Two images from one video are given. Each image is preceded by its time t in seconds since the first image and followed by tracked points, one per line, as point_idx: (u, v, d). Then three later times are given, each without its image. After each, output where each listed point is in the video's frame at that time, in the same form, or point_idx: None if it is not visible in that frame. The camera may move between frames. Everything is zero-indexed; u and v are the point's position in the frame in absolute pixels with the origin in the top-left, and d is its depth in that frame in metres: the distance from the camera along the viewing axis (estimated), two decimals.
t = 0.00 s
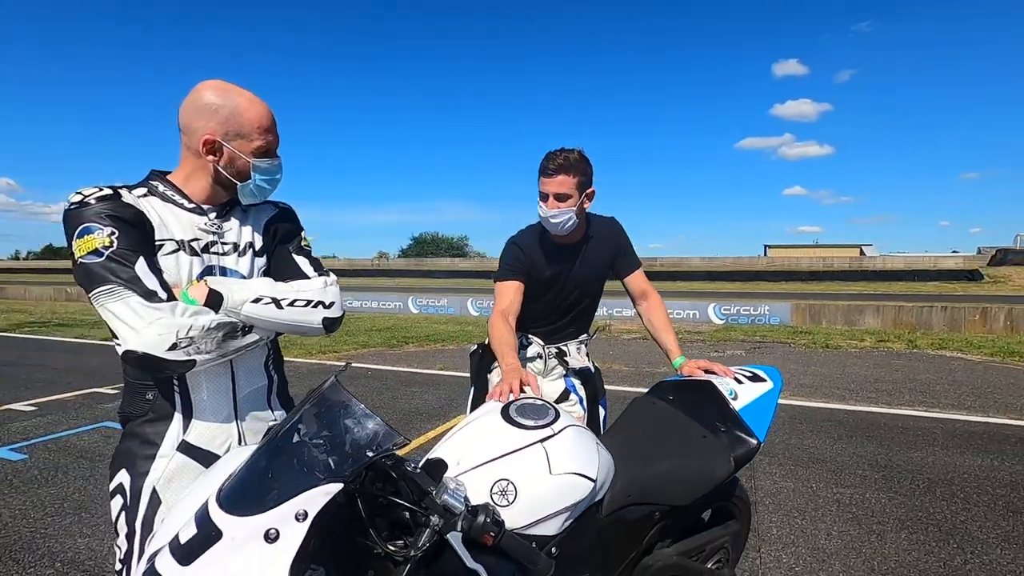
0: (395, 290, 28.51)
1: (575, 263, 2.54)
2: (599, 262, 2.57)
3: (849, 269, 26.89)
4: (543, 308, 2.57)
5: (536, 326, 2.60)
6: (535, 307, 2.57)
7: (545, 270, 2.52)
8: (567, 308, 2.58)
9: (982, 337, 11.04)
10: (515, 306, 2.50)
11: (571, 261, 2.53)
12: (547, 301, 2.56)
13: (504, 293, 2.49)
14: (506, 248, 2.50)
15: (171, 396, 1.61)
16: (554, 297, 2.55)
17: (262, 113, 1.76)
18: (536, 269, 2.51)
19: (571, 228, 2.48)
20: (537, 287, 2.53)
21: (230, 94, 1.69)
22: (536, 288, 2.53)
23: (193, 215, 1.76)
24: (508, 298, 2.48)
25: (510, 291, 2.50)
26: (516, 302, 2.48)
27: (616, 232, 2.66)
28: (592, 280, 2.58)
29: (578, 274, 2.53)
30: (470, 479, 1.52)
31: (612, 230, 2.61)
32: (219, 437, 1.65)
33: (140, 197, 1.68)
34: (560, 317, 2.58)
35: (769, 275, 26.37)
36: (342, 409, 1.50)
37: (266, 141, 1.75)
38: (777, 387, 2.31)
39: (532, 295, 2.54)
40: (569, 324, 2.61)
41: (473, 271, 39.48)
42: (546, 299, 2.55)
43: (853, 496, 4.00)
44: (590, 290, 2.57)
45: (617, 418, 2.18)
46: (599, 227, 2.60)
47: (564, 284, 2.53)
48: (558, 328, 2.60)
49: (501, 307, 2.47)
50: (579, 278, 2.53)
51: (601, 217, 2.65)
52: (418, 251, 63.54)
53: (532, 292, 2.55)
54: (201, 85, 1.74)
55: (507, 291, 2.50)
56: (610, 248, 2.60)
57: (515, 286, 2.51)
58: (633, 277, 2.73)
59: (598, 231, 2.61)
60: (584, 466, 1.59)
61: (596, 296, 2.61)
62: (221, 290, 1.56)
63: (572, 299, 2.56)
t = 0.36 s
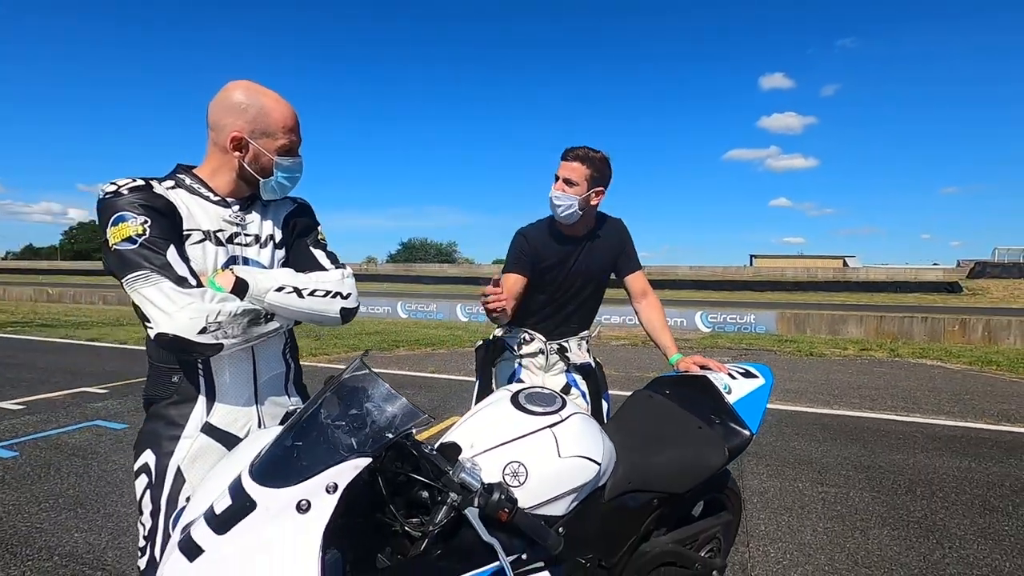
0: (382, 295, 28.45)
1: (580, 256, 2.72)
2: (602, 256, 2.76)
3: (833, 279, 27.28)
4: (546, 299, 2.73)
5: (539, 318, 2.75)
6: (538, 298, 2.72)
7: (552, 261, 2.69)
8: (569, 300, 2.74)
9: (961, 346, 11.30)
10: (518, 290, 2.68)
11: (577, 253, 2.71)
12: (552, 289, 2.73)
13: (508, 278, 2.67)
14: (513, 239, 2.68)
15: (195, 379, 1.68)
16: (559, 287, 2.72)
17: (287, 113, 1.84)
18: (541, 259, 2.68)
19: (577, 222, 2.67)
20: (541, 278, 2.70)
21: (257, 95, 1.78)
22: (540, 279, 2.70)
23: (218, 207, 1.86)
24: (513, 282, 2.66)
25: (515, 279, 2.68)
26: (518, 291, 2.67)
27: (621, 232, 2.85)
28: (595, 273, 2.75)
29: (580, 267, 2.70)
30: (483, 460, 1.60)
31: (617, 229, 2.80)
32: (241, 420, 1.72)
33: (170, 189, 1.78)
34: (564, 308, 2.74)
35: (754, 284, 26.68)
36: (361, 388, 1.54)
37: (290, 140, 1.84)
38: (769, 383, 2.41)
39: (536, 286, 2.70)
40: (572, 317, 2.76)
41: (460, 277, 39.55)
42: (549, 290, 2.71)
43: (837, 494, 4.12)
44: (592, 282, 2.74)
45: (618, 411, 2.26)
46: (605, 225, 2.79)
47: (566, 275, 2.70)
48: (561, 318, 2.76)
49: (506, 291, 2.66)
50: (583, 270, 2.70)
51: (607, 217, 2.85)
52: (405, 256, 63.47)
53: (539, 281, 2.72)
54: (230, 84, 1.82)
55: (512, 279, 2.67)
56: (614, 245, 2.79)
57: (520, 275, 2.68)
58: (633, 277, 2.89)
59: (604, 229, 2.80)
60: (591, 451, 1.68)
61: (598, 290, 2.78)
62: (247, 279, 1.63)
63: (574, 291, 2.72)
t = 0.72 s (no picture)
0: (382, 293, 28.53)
1: (578, 251, 2.87)
2: (600, 254, 2.89)
3: (831, 275, 27.40)
4: (543, 294, 2.89)
5: (537, 311, 2.91)
6: (536, 293, 2.89)
7: (550, 256, 2.85)
8: (564, 297, 2.89)
9: (956, 342, 11.42)
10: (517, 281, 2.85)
11: (575, 249, 2.86)
12: (549, 282, 2.88)
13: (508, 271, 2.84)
14: (516, 237, 2.86)
15: (218, 376, 1.78)
16: (556, 281, 2.87)
17: (301, 125, 1.94)
18: (539, 255, 2.86)
19: (579, 220, 2.83)
20: (539, 274, 2.87)
21: (272, 106, 1.88)
22: (537, 274, 2.87)
23: (237, 213, 1.97)
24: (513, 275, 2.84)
25: (514, 269, 2.86)
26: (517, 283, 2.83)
27: (621, 233, 2.99)
28: (592, 270, 2.89)
29: (576, 264, 2.85)
30: (489, 451, 1.70)
31: (616, 231, 2.93)
32: (262, 414, 1.83)
33: (192, 197, 1.89)
34: (560, 302, 2.89)
35: (753, 281, 26.80)
36: (375, 384, 1.65)
37: (303, 149, 1.94)
38: (760, 378, 2.53)
39: (533, 281, 2.88)
40: (568, 312, 2.90)
41: (459, 274, 39.62)
42: (545, 285, 2.87)
43: (831, 487, 4.23)
44: (588, 279, 2.88)
45: (616, 405, 2.37)
46: (606, 226, 2.93)
47: (562, 272, 2.86)
48: (556, 312, 2.90)
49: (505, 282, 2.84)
50: (579, 266, 2.85)
51: (609, 220, 2.99)
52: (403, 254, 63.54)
53: (538, 275, 2.88)
54: (246, 97, 1.92)
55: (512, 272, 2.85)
56: (613, 244, 2.92)
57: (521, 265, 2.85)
58: (632, 277, 3.01)
59: (605, 230, 2.94)
60: (591, 441, 1.78)
61: (595, 287, 2.92)
62: (266, 281, 1.74)
63: (569, 287, 2.87)
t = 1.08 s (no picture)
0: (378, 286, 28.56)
1: (580, 249, 2.94)
2: (601, 252, 2.97)
3: (825, 271, 27.56)
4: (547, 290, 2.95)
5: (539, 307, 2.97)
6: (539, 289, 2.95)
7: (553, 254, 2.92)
8: (566, 293, 2.95)
9: (948, 337, 11.56)
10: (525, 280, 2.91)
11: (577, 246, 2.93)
12: (552, 279, 2.95)
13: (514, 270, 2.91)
14: (518, 235, 2.92)
15: (229, 368, 1.83)
16: (558, 278, 2.93)
17: (308, 122, 1.99)
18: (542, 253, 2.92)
19: (581, 219, 2.89)
20: (543, 270, 2.93)
21: (279, 105, 1.93)
22: (541, 271, 2.93)
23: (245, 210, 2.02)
24: (519, 273, 2.89)
25: (521, 270, 2.90)
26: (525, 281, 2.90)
27: (622, 231, 3.06)
28: (593, 267, 2.96)
29: (579, 261, 2.92)
30: (493, 441, 1.76)
31: (616, 229, 3.00)
32: (272, 405, 1.88)
33: (203, 195, 1.94)
34: (561, 298, 2.95)
35: (748, 276, 26.93)
36: (383, 377, 1.71)
37: (310, 146, 1.98)
38: (754, 371, 2.60)
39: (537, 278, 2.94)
40: (568, 307, 2.96)
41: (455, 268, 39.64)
42: (548, 282, 2.93)
43: (823, 479, 4.31)
44: (589, 276, 2.95)
45: (614, 399, 2.43)
46: (607, 224, 3.00)
47: (565, 268, 2.92)
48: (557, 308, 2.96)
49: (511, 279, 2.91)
50: (581, 263, 2.92)
51: (609, 218, 3.07)
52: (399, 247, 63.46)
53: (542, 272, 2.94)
54: (254, 96, 1.97)
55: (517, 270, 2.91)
56: (613, 242, 3.00)
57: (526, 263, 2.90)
58: (630, 272, 3.07)
59: (607, 228, 3.01)
60: (592, 433, 1.85)
61: (595, 283, 2.99)
62: (276, 276, 1.79)
63: (571, 283, 2.94)
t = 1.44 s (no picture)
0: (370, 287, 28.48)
1: (589, 249, 2.98)
2: (609, 251, 3.01)
3: (815, 271, 27.74)
4: (556, 290, 3.00)
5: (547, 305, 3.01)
6: (548, 288, 3.00)
7: (561, 253, 2.95)
8: (575, 293, 3.00)
9: (938, 336, 11.68)
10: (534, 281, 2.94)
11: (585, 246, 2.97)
12: (559, 278, 2.98)
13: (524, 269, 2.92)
14: (528, 234, 2.94)
15: (238, 366, 1.82)
16: (566, 277, 2.97)
17: (316, 119, 1.97)
18: (551, 252, 2.95)
19: (591, 219, 2.93)
20: (552, 270, 2.97)
21: (286, 101, 1.92)
22: (550, 271, 2.97)
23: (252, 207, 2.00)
24: (530, 273, 2.92)
25: (529, 269, 2.93)
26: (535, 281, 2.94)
27: (628, 230, 3.10)
28: (601, 266, 3.01)
29: (587, 261, 2.96)
30: (505, 438, 1.76)
31: (624, 228, 3.04)
32: (281, 404, 1.87)
33: (209, 192, 1.92)
34: (568, 297, 3.00)
35: (739, 276, 27.06)
36: (395, 374, 1.70)
37: (318, 142, 1.96)
38: (758, 369, 2.61)
39: (547, 277, 2.97)
40: (575, 306, 3.02)
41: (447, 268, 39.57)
42: (557, 282, 2.97)
43: (820, 476, 4.34)
44: (595, 275, 3.00)
45: (619, 397, 2.44)
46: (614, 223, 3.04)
47: (574, 268, 2.96)
48: (564, 307, 3.01)
49: (521, 280, 2.93)
50: (589, 263, 2.97)
51: (616, 217, 3.10)
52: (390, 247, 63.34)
53: (550, 271, 2.97)
54: (261, 92, 1.95)
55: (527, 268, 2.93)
56: (620, 241, 3.04)
57: (536, 263, 2.93)
58: (635, 271, 3.10)
59: (614, 226, 3.04)
60: (602, 429, 1.85)
61: (601, 281, 3.04)
62: (285, 274, 1.78)
63: (579, 283, 2.98)
